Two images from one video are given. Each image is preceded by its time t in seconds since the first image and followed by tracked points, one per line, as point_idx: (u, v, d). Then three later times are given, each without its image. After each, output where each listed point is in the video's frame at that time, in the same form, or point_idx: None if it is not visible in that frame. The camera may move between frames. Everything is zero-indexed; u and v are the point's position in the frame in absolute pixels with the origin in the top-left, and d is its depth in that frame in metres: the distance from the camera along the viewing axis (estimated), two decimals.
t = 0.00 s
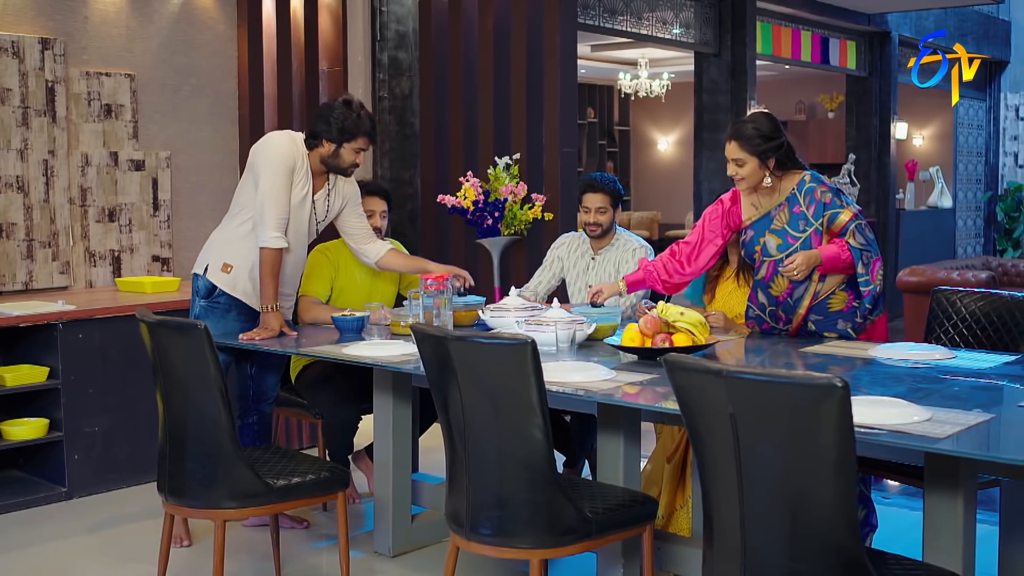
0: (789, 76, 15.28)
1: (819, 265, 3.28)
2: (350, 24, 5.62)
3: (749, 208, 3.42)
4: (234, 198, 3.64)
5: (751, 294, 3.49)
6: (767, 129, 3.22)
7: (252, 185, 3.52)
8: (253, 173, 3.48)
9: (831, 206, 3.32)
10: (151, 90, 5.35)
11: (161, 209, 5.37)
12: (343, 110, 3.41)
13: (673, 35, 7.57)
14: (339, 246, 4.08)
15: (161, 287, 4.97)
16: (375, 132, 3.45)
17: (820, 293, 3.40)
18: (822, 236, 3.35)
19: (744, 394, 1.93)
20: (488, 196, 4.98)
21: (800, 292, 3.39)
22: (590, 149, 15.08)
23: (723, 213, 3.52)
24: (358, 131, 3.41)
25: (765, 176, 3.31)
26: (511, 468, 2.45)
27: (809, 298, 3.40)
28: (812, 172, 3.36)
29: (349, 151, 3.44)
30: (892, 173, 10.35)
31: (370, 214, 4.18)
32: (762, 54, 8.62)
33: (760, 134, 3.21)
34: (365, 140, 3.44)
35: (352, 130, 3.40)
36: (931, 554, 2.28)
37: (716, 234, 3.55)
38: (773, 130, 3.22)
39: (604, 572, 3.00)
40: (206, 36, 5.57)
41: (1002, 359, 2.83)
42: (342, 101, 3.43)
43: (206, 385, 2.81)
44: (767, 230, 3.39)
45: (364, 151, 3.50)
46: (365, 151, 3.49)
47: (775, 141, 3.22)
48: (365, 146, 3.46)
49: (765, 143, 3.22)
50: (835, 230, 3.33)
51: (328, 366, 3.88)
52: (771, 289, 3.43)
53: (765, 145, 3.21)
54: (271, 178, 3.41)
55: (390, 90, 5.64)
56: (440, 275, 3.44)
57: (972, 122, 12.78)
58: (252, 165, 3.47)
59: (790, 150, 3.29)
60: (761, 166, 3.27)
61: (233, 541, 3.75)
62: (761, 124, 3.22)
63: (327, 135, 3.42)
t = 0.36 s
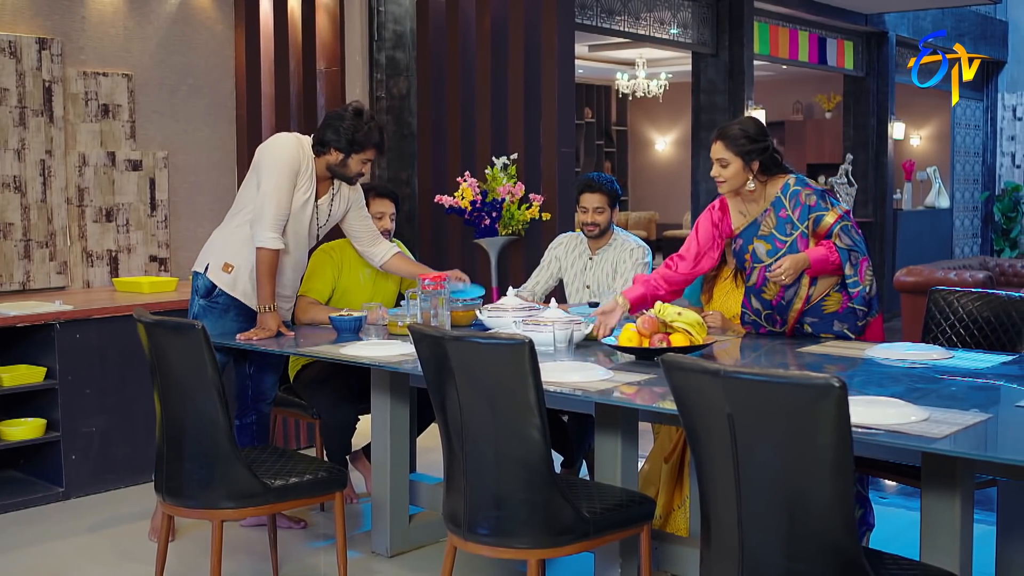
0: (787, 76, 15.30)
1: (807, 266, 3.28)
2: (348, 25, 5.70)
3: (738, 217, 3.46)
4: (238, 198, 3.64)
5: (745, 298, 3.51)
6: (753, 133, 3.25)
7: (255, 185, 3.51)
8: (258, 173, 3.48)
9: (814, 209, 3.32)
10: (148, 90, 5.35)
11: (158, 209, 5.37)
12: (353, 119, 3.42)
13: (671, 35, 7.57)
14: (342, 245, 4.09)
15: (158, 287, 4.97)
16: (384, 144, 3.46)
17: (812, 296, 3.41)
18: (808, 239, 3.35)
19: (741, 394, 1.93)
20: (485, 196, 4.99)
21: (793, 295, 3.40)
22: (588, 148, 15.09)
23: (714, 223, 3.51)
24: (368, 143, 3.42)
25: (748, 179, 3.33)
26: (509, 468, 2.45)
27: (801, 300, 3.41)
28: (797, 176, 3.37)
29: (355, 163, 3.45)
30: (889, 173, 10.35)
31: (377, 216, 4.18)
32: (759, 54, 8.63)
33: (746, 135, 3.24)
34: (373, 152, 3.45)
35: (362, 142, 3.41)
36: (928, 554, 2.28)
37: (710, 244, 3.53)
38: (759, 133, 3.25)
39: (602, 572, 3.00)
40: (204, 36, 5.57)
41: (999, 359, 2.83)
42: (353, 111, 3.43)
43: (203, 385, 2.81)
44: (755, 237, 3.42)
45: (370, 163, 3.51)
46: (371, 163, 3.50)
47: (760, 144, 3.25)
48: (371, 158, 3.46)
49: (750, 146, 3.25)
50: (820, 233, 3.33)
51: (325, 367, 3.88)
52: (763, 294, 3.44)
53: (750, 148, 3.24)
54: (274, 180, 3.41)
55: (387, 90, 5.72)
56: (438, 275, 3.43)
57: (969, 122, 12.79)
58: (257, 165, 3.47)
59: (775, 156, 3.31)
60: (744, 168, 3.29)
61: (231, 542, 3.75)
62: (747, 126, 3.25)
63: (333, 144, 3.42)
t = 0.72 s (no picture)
0: (787, 76, 15.30)
1: (812, 267, 3.27)
2: (348, 25, 5.70)
3: (732, 224, 3.44)
4: (239, 198, 3.64)
5: (745, 303, 3.51)
6: (743, 139, 3.23)
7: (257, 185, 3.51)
8: (260, 173, 3.48)
9: (811, 208, 3.31)
10: (149, 90, 5.35)
11: (158, 209, 5.37)
12: (356, 121, 3.42)
13: (671, 35, 7.57)
14: (343, 245, 4.09)
15: (158, 287, 4.97)
16: (387, 147, 3.46)
17: (813, 297, 3.41)
18: (806, 239, 3.35)
19: (741, 394, 1.93)
20: (485, 196, 4.99)
21: (794, 296, 3.41)
22: (588, 148, 15.09)
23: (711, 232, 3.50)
24: (373, 146, 3.42)
25: (739, 185, 3.31)
26: (508, 468, 2.45)
27: (802, 301, 3.41)
28: (787, 178, 3.36)
29: (357, 165, 3.46)
30: (889, 173, 10.35)
31: (378, 216, 4.18)
32: (759, 54, 8.63)
33: (735, 141, 3.23)
34: (376, 154, 3.46)
35: (367, 145, 3.42)
36: (928, 553, 2.28)
37: (708, 253, 3.51)
38: (749, 139, 3.24)
39: (602, 572, 3.00)
40: (204, 36, 5.57)
41: (999, 359, 2.83)
42: (358, 113, 3.43)
43: (203, 385, 2.81)
44: (751, 242, 3.40)
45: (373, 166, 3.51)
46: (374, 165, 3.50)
47: (750, 149, 3.25)
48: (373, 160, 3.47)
49: (739, 152, 3.24)
50: (817, 231, 3.33)
51: (325, 367, 3.88)
52: (765, 297, 3.45)
53: (740, 154, 3.23)
54: (277, 180, 3.41)
55: (387, 89, 5.74)
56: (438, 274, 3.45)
57: (969, 122, 12.79)
58: (259, 165, 3.47)
59: (765, 162, 3.30)
60: (735, 174, 3.27)
61: (230, 541, 3.75)
62: (736, 132, 3.24)
63: (337, 147, 3.42)
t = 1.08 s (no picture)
0: (787, 76, 15.30)
1: (813, 266, 3.27)
2: (349, 24, 5.67)
3: (739, 220, 3.40)
4: (239, 197, 3.64)
5: (749, 298, 3.51)
6: (751, 136, 3.21)
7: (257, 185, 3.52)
8: (260, 173, 3.48)
9: (816, 206, 3.31)
10: (149, 89, 5.35)
11: (158, 208, 5.37)
12: (355, 118, 3.43)
13: (671, 35, 7.57)
14: (342, 244, 4.09)
15: (158, 286, 4.97)
16: (386, 141, 3.48)
17: (815, 296, 3.41)
18: (811, 238, 3.35)
19: (741, 394, 1.93)
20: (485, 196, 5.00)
21: (796, 294, 3.41)
22: (588, 149, 15.08)
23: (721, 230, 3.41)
24: (371, 140, 3.44)
25: (746, 181, 3.29)
26: (509, 468, 2.45)
27: (804, 300, 3.41)
28: (795, 175, 3.35)
29: (357, 159, 3.47)
30: (889, 173, 10.35)
31: (374, 213, 4.18)
32: (759, 54, 8.62)
33: (743, 138, 3.20)
34: (375, 148, 3.47)
35: (364, 138, 3.44)
36: (928, 553, 2.28)
37: (727, 251, 3.41)
38: (756, 136, 3.22)
39: (602, 572, 3.00)
40: (204, 35, 5.57)
41: (999, 359, 2.83)
42: (355, 109, 3.44)
43: (204, 385, 2.81)
44: (756, 238, 3.37)
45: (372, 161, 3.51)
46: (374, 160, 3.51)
47: (757, 146, 3.22)
48: (373, 154, 3.47)
49: (747, 148, 3.21)
50: (822, 230, 3.33)
51: (325, 366, 3.88)
52: (768, 293, 3.45)
53: (747, 150, 3.20)
54: (277, 179, 3.41)
55: (388, 89, 5.66)
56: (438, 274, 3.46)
57: (970, 122, 12.79)
58: (259, 164, 3.47)
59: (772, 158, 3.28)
60: (741, 170, 3.25)
61: (230, 541, 3.75)
62: (745, 129, 3.21)
63: (337, 142, 3.43)
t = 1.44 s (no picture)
0: (787, 76, 15.30)
1: (814, 265, 3.28)
2: (349, 24, 5.69)
3: (749, 212, 3.45)
4: (238, 198, 3.64)
5: (754, 291, 3.52)
6: (763, 129, 3.27)
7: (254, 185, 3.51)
8: (256, 173, 3.48)
9: (824, 206, 3.31)
10: (149, 90, 5.35)
11: (158, 208, 5.37)
12: (347, 116, 3.41)
13: (671, 35, 7.57)
14: (342, 244, 4.09)
15: (158, 286, 4.97)
16: (380, 138, 3.45)
17: (816, 296, 3.40)
18: (818, 237, 3.35)
19: (741, 394, 1.93)
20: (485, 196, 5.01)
21: (797, 292, 3.41)
22: (588, 149, 15.08)
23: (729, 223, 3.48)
24: (363, 137, 3.41)
25: (754, 173, 3.34)
26: (509, 468, 2.45)
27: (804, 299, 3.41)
28: (808, 173, 3.37)
29: (351, 157, 3.45)
30: (889, 173, 10.35)
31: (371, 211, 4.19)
32: (759, 54, 8.62)
33: (752, 129, 3.27)
34: (368, 145, 3.44)
35: (357, 136, 3.41)
36: (928, 553, 2.28)
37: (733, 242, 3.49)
38: (768, 128, 3.28)
39: (602, 572, 3.00)
40: (204, 35, 5.58)
41: (1000, 359, 2.83)
42: (346, 107, 3.42)
43: (204, 386, 2.81)
44: (762, 231, 3.41)
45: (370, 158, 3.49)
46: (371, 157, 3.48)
47: (766, 138, 3.27)
48: (367, 151, 3.45)
49: (756, 141, 3.27)
50: (828, 231, 3.32)
51: (324, 367, 3.88)
52: (770, 287, 3.46)
53: (755, 142, 3.26)
54: (273, 179, 3.41)
55: (388, 89, 5.71)
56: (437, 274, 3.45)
57: (969, 122, 12.79)
58: (256, 165, 3.47)
59: (784, 151, 3.30)
60: (749, 162, 3.31)
61: (230, 541, 3.75)
62: (756, 122, 3.28)
63: (330, 141, 3.42)
